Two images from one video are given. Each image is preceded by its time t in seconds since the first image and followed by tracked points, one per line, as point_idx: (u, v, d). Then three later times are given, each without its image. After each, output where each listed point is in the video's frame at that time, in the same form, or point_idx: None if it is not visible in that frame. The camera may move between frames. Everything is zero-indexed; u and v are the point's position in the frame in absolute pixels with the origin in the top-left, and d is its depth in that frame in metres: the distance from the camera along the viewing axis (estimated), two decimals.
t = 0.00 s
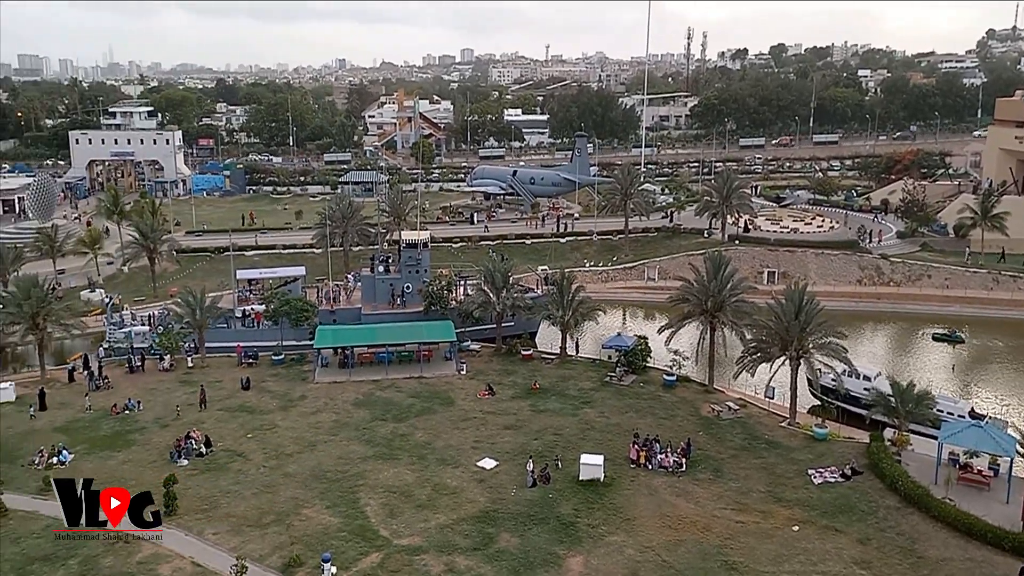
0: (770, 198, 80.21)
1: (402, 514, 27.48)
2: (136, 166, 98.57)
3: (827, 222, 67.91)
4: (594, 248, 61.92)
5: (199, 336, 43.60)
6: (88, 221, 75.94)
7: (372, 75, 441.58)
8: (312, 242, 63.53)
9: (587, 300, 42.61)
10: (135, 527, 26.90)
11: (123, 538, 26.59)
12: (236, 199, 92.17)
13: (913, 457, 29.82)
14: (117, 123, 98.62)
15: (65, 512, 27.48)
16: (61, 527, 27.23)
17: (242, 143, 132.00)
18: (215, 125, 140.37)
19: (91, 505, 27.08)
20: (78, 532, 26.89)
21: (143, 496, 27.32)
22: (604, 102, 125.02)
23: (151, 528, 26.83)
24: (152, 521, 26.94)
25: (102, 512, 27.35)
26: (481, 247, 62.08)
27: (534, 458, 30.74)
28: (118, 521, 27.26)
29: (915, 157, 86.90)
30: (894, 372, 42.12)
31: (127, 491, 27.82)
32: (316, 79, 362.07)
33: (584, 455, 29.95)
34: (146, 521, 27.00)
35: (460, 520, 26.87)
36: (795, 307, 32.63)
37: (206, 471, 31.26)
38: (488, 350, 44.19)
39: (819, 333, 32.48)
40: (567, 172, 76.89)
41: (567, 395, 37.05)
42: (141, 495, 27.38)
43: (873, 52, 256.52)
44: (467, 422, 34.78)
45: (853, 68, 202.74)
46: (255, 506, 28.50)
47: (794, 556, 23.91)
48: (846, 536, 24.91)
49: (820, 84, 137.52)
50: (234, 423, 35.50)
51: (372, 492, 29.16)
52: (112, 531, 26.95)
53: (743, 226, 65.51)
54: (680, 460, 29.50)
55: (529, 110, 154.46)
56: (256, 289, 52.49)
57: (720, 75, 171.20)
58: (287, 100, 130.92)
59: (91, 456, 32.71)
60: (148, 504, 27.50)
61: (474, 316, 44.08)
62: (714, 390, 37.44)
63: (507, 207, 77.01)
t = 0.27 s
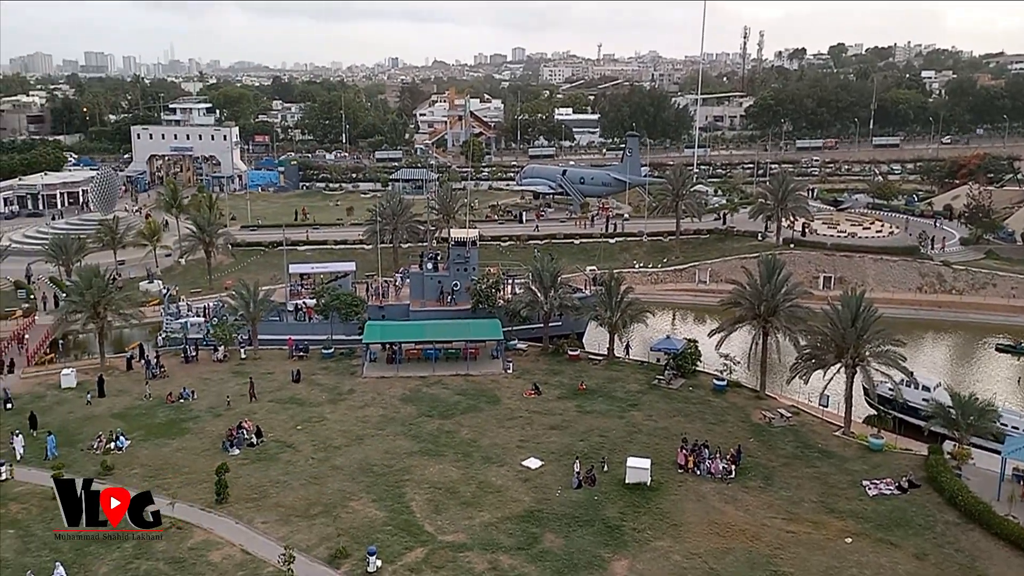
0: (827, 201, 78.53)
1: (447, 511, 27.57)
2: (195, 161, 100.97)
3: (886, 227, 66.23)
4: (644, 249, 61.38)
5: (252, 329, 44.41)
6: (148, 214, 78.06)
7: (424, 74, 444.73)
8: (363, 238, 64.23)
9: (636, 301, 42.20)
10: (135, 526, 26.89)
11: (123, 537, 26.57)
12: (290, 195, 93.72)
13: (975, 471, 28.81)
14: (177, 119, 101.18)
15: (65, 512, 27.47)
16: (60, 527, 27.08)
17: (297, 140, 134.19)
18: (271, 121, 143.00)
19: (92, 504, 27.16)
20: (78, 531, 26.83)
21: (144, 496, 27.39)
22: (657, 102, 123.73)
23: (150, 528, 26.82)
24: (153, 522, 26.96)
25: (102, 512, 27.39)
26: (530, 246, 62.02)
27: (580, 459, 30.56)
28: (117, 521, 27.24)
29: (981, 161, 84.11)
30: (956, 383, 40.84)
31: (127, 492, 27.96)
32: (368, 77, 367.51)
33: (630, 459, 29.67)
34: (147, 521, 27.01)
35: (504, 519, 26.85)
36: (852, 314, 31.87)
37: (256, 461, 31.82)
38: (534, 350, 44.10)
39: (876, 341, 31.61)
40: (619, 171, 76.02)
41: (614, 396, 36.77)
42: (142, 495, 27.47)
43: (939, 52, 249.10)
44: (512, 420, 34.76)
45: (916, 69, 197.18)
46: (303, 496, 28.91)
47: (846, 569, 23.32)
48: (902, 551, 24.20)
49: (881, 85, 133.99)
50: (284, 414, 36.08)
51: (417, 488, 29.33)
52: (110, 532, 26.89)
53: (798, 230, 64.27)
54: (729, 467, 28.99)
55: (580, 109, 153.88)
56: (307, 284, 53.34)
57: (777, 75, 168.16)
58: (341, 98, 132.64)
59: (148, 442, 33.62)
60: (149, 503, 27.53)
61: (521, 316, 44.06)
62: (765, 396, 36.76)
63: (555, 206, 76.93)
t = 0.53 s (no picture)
0: (858, 206, 77.50)
1: (470, 511, 27.57)
2: (224, 159, 102.05)
3: (920, 232, 65.22)
4: (671, 251, 61.01)
5: (278, 326, 44.76)
6: (178, 210, 79.01)
7: (451, 75, 445.75)
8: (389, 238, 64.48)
9: (663, 305, 41.91)
10: (135, 526, 26.77)
11: (122, 537, 26.42)
12: (317, 194, 94.35)
13: (1010, 485, 28.22)
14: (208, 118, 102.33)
15: (65, 512, 27.39)
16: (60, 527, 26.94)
17: (325, 139, 135.15)
18: (299, 120, 144.09)
19: (93, 505, 27.13)
20: (78, 531, 26.70)
21: (144, 497, 27.37)
22: (685, 103, 122.89)
23: (150, 528, 26.71)
24: (152, 522, 26.85)
25: (102, 512, 27.31)
26: (556, 247, 61.89)
27: (604, 462, 30.41)
28: (117, 520, 27.13)
29: (1018, 166, 82.52)
30: (990, 393, 40.09)
31: (128, 492, 27.92)
32: (395, 77, 369.16)
33: (655, 463, 29.47)
34: (147, 521, 26.92)
35: (528, 520, 26.79)
36: (884, 321, 31.44)
37: (282, 456, 32.05)
38: (559, 351, 43.96)
39: (909, 349, 31.12)
40: (645, 173, 75.88)
41: (639, 400, 36.55)
42: (142, 496, 27.46)
43: (975, 55, 244.64)
44: (536, 422, 34.66)
45: (952, 72, 193.94)
46: (328, 493, 29.05)
47: None
48: (934, 563, 23.77)
49: (915, 88, 132.05)
50: (309, 411, 36.31)
51: (440, 487, 29.35)
52: (110, 531, 26.76)
53: (829, 234, 63.53)
54: (756, 474, 28.69)
55: (607, 110, 153.36)
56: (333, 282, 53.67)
57: (808, 78, 166.25)
58: (369, 98, 133.33)
59: (176, 436, 34.02)
60: (149, 503, 27.48)
61: (546, 317, 43.95)
62: (794, 403, 36.34)
63: (581, 208, 76.75)
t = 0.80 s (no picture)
0: (901, 210, 75.99)
1: (501, 510, 27.53)
2: (262, 156, 103.30)
3: (965, 238, 63.78)
4: (707, 253, 60.40)
5: (313, 321, 45.13)
6: (217, 206, 80.16)
7: (485, 73, 445.90)
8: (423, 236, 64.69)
9: (698, 307, 41.50)
10: (135, 526, 26.43)
11: (123, 538, 26.09)
12: (353, 191, 95.08)
13: None
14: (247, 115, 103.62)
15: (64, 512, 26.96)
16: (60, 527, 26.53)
17: (361, 137, 136.20)
18: (335, 118, 145.29)
19: (93, 505, 26.65)
20: (79, 531, 26.33)
21: (145, 496, 27.03)
22: (723, 103, 121.54)
23: (150, 527, 26.36)
24: (152, 522, 26.50)
25: (102, 512, 26.85)
26: (589, 247, 61.65)
27: (638, 465, 30.18)
28: (118, 520, 26.73)
29: None
30: None
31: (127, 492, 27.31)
32: (429, 75, 370.88)
33: (689, 467, 29.17)
34: (147, 521, 26.59)
35: (559, 521, 26.68)
36: (927, 328, 30.84)
37: (315, 450, 32.31)
38: (592, 352, 43.72)
39: (953, 357, 30.45)
40: (681, 174, 75.13)
41: (673, 403, 36.22)
42: (143, 495, 27.10)
43: None
44: (568, 422, 34.54)
45: (1001, 74, 189.10)
46: (360, 488, 29.21)
47: None
48: None
49: (962, 90, 129.03)
50: (343, 406, 36.56)
51: (471, 485, 29.35)
52: (112, 531, 26.37)
53: (870, 238, 62.42)
54: (792, 481, 28.26)
55: (642, 110, 152.33)
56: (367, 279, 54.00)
57: (850, 78, 163.38)
58: (404, 96, 133.94)
59: (213, 427, 34.48)
60: (149, 503, 27.14)
61: (579, 317, 43.73)
62: (832, 410, 35.75)
63: (615, 208, 76.33)
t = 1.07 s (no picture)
0: (954, 216, 74.06)
1: (539, 512, 27.40)
2: (306, 155, 104.65)
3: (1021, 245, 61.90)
4: (750, 257, 59.58)
5: (353, 319, 45.51)
6: (261, 204, 81.37)
7: (526, 74, 445.72)
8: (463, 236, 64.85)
9: (741, 312, 40.90)
10: (135, 526, 26.29)
11: (124, 536, 25.82)
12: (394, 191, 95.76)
13: None
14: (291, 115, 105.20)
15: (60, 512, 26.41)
16: (58, 527, 25.81)
17: (402, 137, 137.22)
18: (377, 118, 146.56)
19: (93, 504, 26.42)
20: (77, 531, 25.79)
21: (146, 497, 27.32)
22: (768, 105, 119.84)
23: (151, 527, 26.31)
24: (152, 522, 26.51)
25: (101, 513, 26.65)
26: (630, 249, 61.22)
27: (677, 471, 29.83)
28: (117, 521, 26.43)
29: None
30: None
31: (127, 495, 27.70)
32: (471, 76, 372.74)
33: (730, 475, 28.73)
34: (148, 521, 26.55)
35: (596, 525, 26.47)
36: (980, 338, 29.99)
37: (354, 447, 32.54)
38: (631, 356, 43.38)
39: (1007, 368, 29.57)
40: (724, 177, 73.83)
41: (714, 409, 35.74)
42: (144, 497, 27.39)
43: None
44: (607, 426, 34.29)
45: None
46: (398, 485, 29.33)
47: None
48: None
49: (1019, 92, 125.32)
50: (382, 404, 36.78)
51: (509, 486, 29.28)
52: (111, 531, 25.99)
53: (921, 245, 60.96)
54: (837, 492, 27.68)
55: (685, 111, 151.05)
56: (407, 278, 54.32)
57: (902, 80, 159.83)
58: (446, 97, 134.59)
59: (255, 421, 34.95)
60: (149, 506, 27.32)
61: (618, 320, 43.41)
62: (879, 420, 34.95)
63: (657, 210, 75.76)
